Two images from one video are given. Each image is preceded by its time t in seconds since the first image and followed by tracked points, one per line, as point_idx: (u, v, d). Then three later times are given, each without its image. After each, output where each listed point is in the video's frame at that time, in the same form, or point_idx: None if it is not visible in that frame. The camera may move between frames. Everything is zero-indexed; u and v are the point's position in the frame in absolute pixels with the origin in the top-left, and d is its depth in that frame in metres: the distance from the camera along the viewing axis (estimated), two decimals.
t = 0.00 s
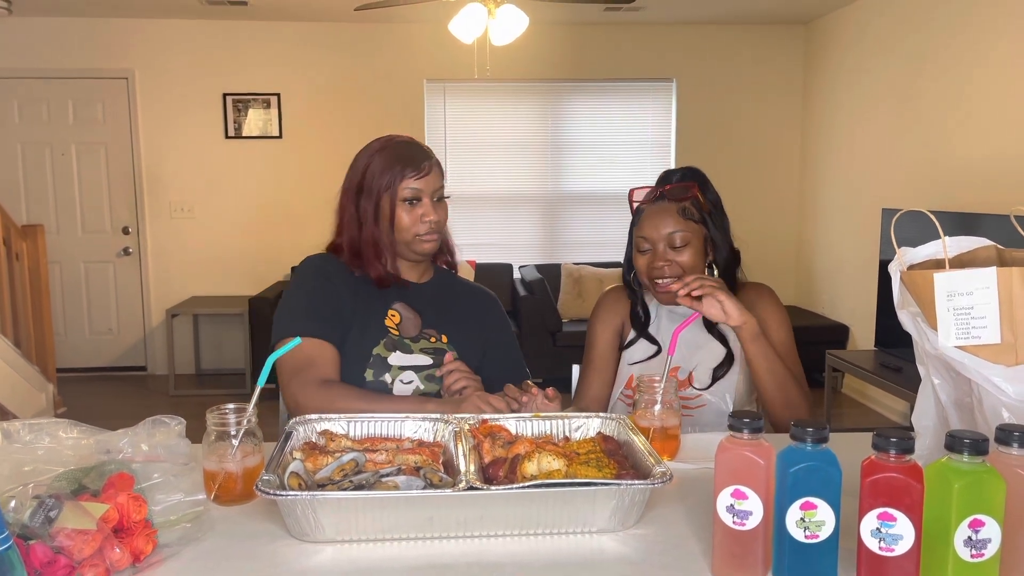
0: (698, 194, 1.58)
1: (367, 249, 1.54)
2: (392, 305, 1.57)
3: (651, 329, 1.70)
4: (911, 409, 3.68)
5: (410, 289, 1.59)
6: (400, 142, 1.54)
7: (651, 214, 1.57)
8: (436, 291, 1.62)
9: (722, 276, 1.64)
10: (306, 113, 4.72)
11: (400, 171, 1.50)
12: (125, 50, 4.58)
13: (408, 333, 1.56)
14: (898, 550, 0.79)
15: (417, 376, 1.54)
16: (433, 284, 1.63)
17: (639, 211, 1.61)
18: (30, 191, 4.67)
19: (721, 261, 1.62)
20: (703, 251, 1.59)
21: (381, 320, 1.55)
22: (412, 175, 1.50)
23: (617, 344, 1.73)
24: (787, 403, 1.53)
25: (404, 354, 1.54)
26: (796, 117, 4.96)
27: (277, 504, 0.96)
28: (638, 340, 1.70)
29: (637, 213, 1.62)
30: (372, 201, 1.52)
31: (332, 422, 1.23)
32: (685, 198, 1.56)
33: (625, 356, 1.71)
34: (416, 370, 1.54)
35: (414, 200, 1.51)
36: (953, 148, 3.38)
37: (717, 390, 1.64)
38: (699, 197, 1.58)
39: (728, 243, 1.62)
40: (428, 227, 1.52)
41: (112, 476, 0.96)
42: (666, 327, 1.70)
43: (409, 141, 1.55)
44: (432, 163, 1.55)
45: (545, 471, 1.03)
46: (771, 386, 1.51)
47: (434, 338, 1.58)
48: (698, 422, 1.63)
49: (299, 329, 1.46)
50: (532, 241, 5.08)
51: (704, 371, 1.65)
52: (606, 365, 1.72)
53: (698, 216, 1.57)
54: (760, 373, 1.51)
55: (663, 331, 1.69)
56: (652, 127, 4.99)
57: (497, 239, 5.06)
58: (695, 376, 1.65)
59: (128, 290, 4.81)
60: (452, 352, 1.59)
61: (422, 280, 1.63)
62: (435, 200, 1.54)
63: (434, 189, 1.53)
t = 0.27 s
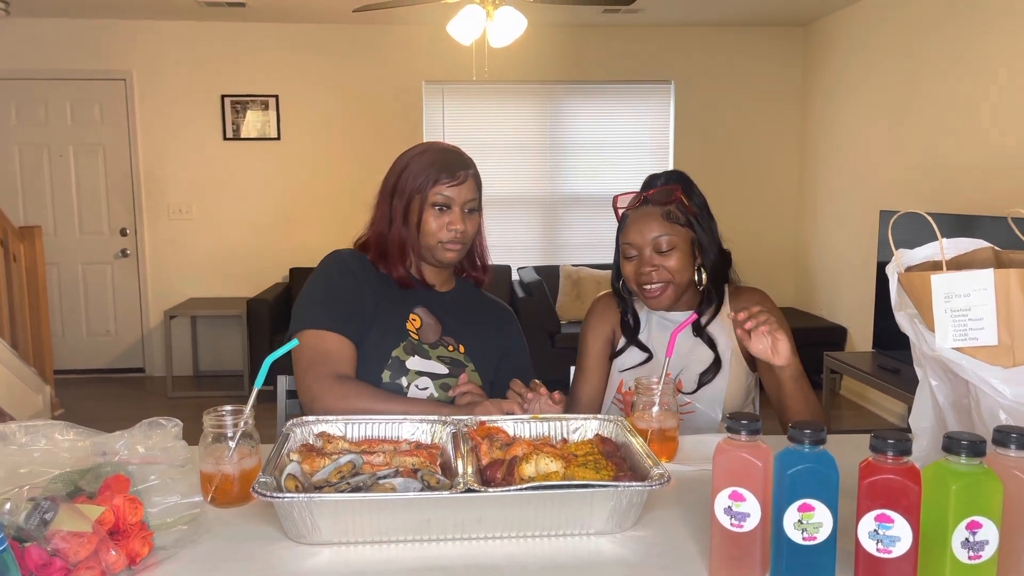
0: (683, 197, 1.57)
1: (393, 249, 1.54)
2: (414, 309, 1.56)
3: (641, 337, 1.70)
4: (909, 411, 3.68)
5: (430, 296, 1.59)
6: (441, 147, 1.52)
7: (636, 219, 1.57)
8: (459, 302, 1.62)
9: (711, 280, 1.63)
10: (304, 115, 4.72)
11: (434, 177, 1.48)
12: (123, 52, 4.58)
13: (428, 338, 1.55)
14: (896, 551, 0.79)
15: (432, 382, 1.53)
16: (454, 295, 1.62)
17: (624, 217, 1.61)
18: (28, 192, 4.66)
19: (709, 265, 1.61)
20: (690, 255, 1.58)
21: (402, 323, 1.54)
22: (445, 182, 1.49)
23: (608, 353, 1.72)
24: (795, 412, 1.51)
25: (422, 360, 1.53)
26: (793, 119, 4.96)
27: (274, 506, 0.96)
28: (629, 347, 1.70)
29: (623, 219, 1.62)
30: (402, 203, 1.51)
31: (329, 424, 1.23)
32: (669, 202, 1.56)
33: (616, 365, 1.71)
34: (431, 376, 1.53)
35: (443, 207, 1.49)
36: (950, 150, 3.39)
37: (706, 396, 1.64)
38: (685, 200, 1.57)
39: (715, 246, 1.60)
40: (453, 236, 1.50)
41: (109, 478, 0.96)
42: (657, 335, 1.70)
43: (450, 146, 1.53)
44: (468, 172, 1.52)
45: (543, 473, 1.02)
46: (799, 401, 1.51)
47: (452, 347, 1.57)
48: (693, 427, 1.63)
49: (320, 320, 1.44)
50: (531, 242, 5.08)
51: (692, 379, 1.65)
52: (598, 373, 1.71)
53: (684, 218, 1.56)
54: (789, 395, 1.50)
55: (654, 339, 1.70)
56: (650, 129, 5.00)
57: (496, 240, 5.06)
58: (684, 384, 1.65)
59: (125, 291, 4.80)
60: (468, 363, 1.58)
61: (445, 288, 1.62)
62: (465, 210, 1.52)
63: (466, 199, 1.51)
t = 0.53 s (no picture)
0: (672, 197, 1.58)
1: (408, 252, 1.55)
2: (423, 314, 1.57)
3: (631, 342, 1.71)
4: (906, 414, 3.69)
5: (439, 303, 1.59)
6: (463, 157, 1.53)
7: (625, 220, 1.58)
8: (466, 310, 1.63)
9: (703, 280, 1.63)
10: (301, 118, 4.72)
11: (454, 185, 1.49)
12: (121, 55, 4.58)
13: (435, 344, 1.55)
14: (893, 554, 0.79)
15: (438, 389, 1.51)
16: (462, 304, 1.63)
17: (612, 219, 1.62)
18: (25, 196, 4.66)
19: (700, 265, 1.61)
20: (681, 255, 1.58)
21: (410, 327, 1.54)
22: (465, 191, 1.49)
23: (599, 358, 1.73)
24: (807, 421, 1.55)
25: (429, 365, 1.52)
26: (790, 122, 4.97)
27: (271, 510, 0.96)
28: (619, 353, 1.70)
29: (611, 220, 1.62)
30: (420, 208, 1.52)
31: (327, 428, 1.23)
32: (659, 202, 1.57)
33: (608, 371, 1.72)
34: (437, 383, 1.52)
35: (460, 216, 1.50)
36: (947, 153, 3.40)
37: (698, 400, 1.64)
38: (674, 200, 1.58)
39: (705, 245, 1.61)
40: (467, 244, 1.51)
41: (106, 482, 0.96)
42: (647, 340, 1.70)
43: (471, 156, 1.54)
44: (489, 182, 1.53)
45: (540, 476, 1.02)
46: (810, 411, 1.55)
47: (458, 354, 1.56)
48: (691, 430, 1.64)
49: (331, 316, 1.44)
50: (528, 245, 5.08)
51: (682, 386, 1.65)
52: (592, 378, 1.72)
53: (674, 218, 1.57)
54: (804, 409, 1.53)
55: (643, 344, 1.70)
56: (648, 132, 5.00)
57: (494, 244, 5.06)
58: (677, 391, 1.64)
59: (123, 294, 4.80)
60: (474, 371, 1.57)
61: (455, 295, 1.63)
62: (481, 220, 1.52)
63: (483, 209, 1.52)
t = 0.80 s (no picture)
0: (668, 199, 1.56)
1: (409, 253, 1.55)
2: (425, 315, 1.57)
3: (623, 343, 1.72)
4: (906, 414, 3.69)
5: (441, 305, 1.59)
6: (464, 157, 1.54)
7: (620, 223, 1.56)
8: (467, 312, 1.63)
9: (699, 280, 1.63)
10: (301, 119, 4.72)
11: (455, 185, 1.50)
12: (121, 57, 4.58)
13: (437, 345, 1.55)
14: (893, 554, 0.79)
15: (439, 389, 1.51)
16: (463, 305, 1.63)
17: (608, 220, 1.60)
18: (25, 198, 4.66)
19: (696, 265, 1.60)
20: (677, 258, 1.57)
21: (412, 328, 1.54)
22: (466, 190, 1.50)
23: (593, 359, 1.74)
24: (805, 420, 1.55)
25: (431, 366, 1.52)
26: (790, 123, 4.98)
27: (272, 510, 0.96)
28: (611, 355, 1.72)
29: (607, 222, 1.61)
30: (420, 208, 1.52)
31: (327, 429, 1.23)
32: (655, 205, 1.55)
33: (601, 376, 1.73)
34: (439, 384, 1.52)
35: (461, 216, 1.50)
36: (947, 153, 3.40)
37: (693, 402, 1.64)
38: (670, 202, 1.57)
39: (701, 245, 1.60)
40: (469, 244, 1.51)
41: (107, 483, 0.96)
42: (640, 341, 1.71)
43: (472, 157, 1.55)
44: (490, 182, 1.54)
45: (541, 477, 1.02)
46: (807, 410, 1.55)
47: (459, 355, 1.56)
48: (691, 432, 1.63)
49: (335, 316, 1.44)
50: (528, 246, 5.09)
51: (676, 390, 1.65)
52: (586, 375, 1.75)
53: (669, 220, 1.56)
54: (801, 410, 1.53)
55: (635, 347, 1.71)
56: (647, 133, 5.01)
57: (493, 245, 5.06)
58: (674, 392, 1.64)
59: (123, 296, 4.80)
60: (475, 372, 1.57)
61: (456, 296, 1.64)
62: (483, 220, 1.53)
63: (485, 209, 1.52)
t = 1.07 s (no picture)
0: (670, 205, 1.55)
1: (405, 253, 1.55)
2: (421, 315, 1.56)
3: (621, 344, 1.73)
4: (907, 413, 3.69)
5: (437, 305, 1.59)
6: (454, 154, 1.54)
7: (621, 231, 1.55)
8: (463, 310, 1.63)
9: (700, 285, 1.62)
10: (302, 120, 4.72)
11: (447, 182, 1.50)
12: (121, 58, 4.59)
13: (434, 344, 1.55)
14: (895, 554, 0.79)
15: (437, 388, 1.51)
16: (460, 303, 1.63)
17: (608, 226, 1.59)
18: (26, 199, 4.66)
19: (698, 268, 1.59)
20: (679, 263, 1.56)
21: (409, 327, 1.53)
22: (459, 187, 1.50)
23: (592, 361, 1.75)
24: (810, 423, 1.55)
25: (429, 365, 1.52)
26: (790, 122, 4.98)
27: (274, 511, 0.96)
28: (610, 356, 1.72)
29: (607, 228, 1.59)
30: (414, 208, 1.52)
31: (328, 429, 1.23)
32: (656, 212, 1.53)
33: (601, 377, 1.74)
34: (437, 382, 1.52)
35: (455, 212, 1.51)
36: (948, 152, 3.40)
37: (694, 405, 1.64)
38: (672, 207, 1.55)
39: (703, 249, 1.59)
40: (465, 239, 1.51)
41: (109, 484, 0.96)
42: (640, 343, 1.71)
43: (462, 154, 1.55)
44: (482, 177, 1.54)
45: (542, 477, 1.02)
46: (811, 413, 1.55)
47: (457, 354, 1.56)
48: (693, 433, 1.63)
49: (330, 317, 1.45)
50: (528, 246, 5.08)
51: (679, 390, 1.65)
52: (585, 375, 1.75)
53: (672, 227, 1.55)
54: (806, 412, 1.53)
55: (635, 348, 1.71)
56: (648, 133, 5.01)
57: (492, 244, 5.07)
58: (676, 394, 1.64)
59: (124, 297, 4.80)
60: (473, 371, 1.57)
61: (453, 294, 1.64)
62: (477, 215, 1.53)
63: (479, 204, 1.52)
